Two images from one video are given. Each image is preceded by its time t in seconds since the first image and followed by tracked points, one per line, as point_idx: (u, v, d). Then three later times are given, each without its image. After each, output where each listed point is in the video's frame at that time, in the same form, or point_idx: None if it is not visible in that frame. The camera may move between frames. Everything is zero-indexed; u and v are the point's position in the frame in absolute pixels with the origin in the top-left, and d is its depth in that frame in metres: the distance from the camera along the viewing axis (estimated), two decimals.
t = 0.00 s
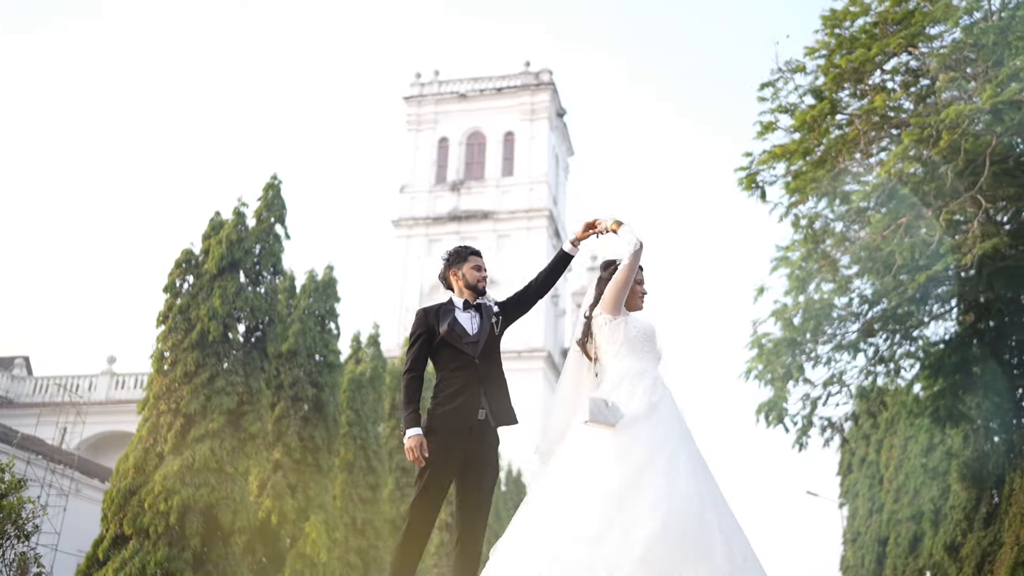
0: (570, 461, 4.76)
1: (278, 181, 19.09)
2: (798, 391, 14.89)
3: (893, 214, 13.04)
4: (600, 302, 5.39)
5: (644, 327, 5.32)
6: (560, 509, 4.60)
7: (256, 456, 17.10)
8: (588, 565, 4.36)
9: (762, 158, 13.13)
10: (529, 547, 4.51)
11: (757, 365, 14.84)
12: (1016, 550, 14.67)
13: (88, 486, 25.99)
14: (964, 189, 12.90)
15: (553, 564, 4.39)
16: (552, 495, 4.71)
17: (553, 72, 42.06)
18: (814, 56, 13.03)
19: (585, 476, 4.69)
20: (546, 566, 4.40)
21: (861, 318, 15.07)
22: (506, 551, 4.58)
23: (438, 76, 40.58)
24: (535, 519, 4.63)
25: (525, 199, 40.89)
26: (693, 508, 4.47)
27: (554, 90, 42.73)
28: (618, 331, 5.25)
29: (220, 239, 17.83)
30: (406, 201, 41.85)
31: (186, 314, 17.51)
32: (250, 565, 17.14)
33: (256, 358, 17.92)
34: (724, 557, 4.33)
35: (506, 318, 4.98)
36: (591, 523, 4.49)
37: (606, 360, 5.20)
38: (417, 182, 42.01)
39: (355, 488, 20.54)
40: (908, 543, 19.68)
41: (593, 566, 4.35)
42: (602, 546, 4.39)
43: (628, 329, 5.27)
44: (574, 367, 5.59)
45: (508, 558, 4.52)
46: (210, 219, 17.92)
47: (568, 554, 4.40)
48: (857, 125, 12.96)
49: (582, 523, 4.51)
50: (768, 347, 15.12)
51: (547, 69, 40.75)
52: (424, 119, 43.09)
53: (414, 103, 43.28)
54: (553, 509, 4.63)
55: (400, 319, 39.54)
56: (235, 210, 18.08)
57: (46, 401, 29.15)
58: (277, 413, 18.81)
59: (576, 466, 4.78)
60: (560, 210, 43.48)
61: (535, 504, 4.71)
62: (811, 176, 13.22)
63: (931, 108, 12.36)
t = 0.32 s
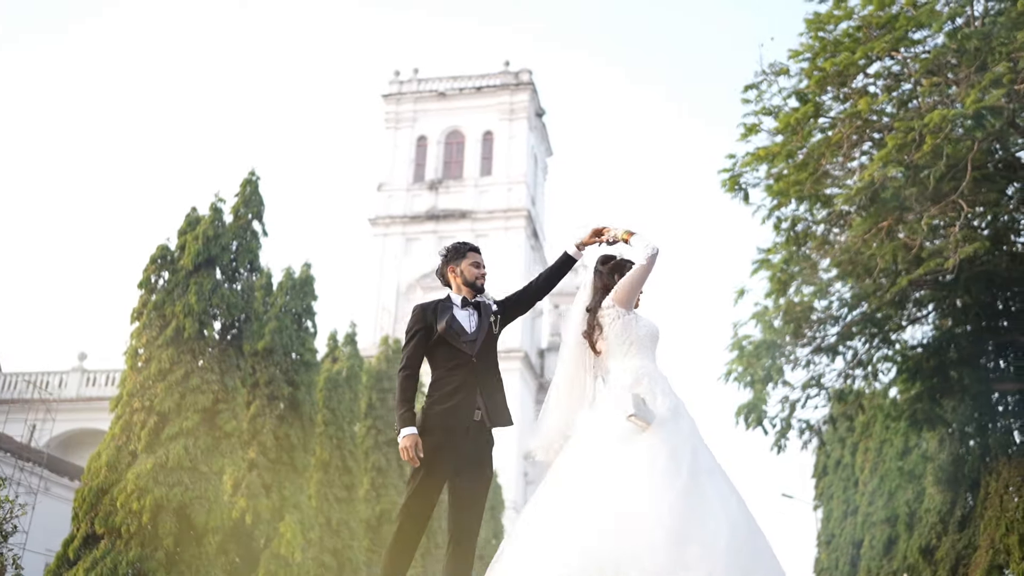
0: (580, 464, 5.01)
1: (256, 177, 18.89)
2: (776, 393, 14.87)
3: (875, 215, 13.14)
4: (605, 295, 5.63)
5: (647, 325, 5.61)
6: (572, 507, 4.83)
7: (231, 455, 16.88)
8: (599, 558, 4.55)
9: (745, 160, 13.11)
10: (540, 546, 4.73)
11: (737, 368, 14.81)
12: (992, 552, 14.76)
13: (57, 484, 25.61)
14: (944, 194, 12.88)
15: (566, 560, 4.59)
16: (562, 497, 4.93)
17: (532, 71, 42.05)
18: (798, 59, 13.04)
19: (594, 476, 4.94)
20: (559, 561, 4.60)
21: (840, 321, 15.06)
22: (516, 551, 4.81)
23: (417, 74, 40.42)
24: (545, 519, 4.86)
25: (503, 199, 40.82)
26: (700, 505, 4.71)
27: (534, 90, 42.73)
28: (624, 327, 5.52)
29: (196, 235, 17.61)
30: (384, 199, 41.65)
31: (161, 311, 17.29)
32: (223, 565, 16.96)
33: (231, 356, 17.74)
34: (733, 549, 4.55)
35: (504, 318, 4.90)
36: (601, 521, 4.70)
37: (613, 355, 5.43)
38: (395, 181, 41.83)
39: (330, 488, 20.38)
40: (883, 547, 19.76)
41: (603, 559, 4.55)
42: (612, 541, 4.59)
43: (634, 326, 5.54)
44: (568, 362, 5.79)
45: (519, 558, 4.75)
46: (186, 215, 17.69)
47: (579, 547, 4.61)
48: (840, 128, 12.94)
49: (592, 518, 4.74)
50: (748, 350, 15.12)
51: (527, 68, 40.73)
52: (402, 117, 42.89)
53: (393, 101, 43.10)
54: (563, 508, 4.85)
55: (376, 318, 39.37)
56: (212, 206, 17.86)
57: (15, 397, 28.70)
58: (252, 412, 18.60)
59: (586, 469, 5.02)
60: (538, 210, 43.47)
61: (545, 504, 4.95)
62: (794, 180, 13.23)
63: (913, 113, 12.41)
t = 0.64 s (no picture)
0: (581, 465, 4.98)
1: (236, 170, 18.71)
2: (755, 393, 14.84)
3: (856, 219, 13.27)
4: (620, 284, 5.65)
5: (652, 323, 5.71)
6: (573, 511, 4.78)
7: (207, 452, 16.66)
8: (600, 560, 4.48)
9: (730, 160, 13.10)
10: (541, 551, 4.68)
11: (717, 368, 14.80)
12: (968, 555, 14.84)
13: (27, 481, 25.24)
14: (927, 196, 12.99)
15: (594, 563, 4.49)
16: (563, 500, 4.88)
17: (513, 69, 42.00)
18: (784, 60, 13.05)
19: (595, 478, 4.91)
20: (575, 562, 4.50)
21: (820, 323, 15.07)
22: (516, 558, 4.76)
23: (397, 70, 40.25)
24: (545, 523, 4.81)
25: (483, 197, 40.72)
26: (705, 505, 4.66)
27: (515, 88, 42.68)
28: (640, 319, 5.57)
29: (174, 229, 17.40)
30: (362, 195, 41.43)
31: (137, 305, 17.05)
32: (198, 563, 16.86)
33: (208, 352, 17.54)
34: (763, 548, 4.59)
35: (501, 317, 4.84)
36: (603, 521, 4.65)
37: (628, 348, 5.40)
38: (374, 177, 41.63)
39: (306, 486, 20.23)
40: (859, 548, 19.89)
41: (604, 561, 4.48)
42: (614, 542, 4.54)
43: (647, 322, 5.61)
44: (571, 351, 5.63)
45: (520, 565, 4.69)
46: (164, 208, 17.48)
47: (581, 548, 4.55)
48: (825, 129, 12.94)
49: (593, 520, 4.68)
50: (729, 350, 15.11)
51: (508, 66, 40.66)
52: (382, 114, 42.68)
53: (373, 97, 42.90)
54: (565, 512, 4.81)
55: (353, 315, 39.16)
56: (190, 200, 17.66)
57: None
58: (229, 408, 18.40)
59: (586, 470, 4.98)
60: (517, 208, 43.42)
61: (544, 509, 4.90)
62: (779, 181, 13.25)
63: (897, 116, 12.44)
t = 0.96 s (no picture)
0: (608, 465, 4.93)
1: (213, 165, 18.52)
2: (733, 395, 14.81)
3: (837, 222, 13.34)
4: (637, 281, 5.66)
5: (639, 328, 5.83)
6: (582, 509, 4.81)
7: (180, 450, 16.43)
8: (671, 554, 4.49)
9: (712, 163, 13.11)
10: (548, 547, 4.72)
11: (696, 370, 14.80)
12: (941, 558, 14.92)
13: None
14: (908, 202, 12.96)
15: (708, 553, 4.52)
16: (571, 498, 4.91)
17: (492, 69, 41.94)
18: (767, 64, 13.06)
19: (604, 476, 4.94)
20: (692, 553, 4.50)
21: (797, 326, 15.11)
22: (522, 554, 4.80)
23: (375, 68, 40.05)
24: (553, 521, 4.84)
25: (460, 197, 40.60)
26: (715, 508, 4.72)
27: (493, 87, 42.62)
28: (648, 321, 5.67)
29: (149, 223, 17.19)
30: (339, 193, 41.20)
31: (110, 300, 16.84)
32: (168, 561, 16.70)
33: (182, 349, 17.29)
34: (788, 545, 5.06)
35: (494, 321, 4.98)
36: (613, 520, 4.69)
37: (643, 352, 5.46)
38: (351, 174, 41.42)
39: (279, 486, 20.03)
40: (831, 551, 20.01)
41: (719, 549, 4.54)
42: (627, 541, 4.58)
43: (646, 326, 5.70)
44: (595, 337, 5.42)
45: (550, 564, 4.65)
46: (139, 202, 17.26)
47: (589, 546, 4.62)
48: (808, 132, 12.93)
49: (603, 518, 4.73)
50: (708, 352, 15.11)
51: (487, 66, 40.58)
52: (359, 111, 42.48)
53: (351, 94, 42.69)
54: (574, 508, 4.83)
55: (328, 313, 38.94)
56: (165, 194, 17.45)
57: None
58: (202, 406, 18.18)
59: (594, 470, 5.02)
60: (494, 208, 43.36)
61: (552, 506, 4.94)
62: (761, 184, 13.27)
63: (879, 120, 12.47)
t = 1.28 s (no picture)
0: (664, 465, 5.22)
1: (186, 159, 18.27)
2: (708, 397, 14.81)
3: (815, 225, 13.42)
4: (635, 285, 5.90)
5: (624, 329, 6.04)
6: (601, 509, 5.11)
7: (149, 447, 16.18)
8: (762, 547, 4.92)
9: (691, 165, 13.11)
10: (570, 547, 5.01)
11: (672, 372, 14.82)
12: (912, 561, 15.00)
13: None
14: (885, 206, 13.01)
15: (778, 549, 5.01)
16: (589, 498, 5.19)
17: (469, 68, 41.82)
18: (747, 67, 13.06)
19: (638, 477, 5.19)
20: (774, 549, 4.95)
21: (773, 329, 15.15)
22: (540, 551, 5.06)
23: (350, 64, 39.82)
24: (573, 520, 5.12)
25: (435, 195, 40.48)
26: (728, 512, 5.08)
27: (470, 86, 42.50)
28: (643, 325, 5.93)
29: (120, 218, 16.95)
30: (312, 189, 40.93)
31: (79, 295, 16.56)
32: (135, 560, 16.50)
33: (152, 345, 16.99)
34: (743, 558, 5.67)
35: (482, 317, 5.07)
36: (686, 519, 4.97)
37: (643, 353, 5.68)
38: (325, 171, 41.16)
39: (250, 484, 19.79)
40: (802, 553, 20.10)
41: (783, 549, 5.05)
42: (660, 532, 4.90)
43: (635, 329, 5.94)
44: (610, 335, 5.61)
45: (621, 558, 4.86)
46: (110, 196, 17.01)
47: (610, 545, 4.91)
48: (787, 135, 12.95)
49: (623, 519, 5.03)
50: (685, 354, 15.10)
51: (464, 64, 40.45)
52: (334, 107, 42.22)
53: (326, 91, 42.43)
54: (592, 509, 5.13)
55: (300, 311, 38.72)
56: (137, 188, 17.19)
57: None
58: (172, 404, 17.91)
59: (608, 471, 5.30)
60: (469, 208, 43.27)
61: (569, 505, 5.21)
62: (740, 187, 13.30)
63: (858, 125, 12.49)
